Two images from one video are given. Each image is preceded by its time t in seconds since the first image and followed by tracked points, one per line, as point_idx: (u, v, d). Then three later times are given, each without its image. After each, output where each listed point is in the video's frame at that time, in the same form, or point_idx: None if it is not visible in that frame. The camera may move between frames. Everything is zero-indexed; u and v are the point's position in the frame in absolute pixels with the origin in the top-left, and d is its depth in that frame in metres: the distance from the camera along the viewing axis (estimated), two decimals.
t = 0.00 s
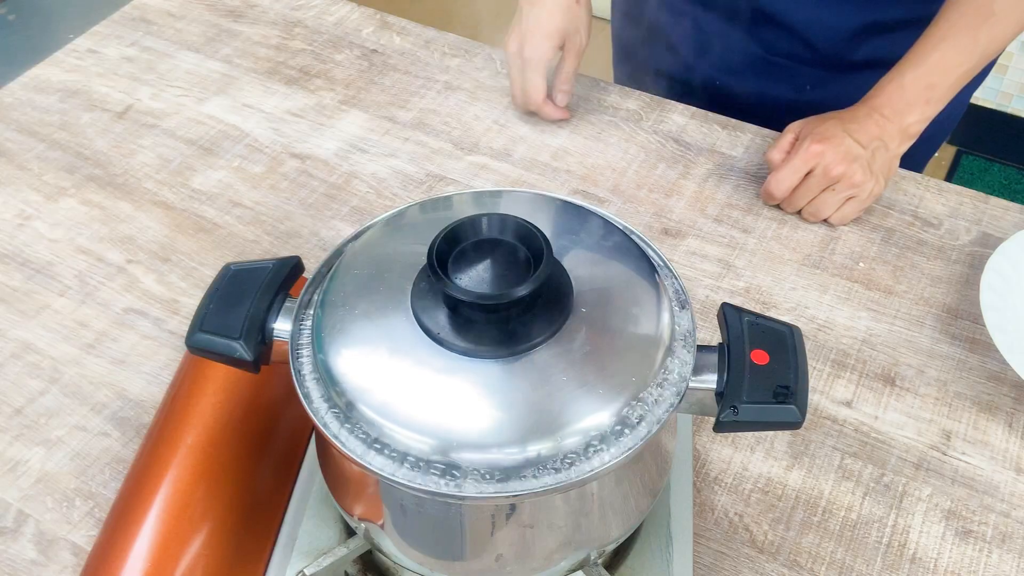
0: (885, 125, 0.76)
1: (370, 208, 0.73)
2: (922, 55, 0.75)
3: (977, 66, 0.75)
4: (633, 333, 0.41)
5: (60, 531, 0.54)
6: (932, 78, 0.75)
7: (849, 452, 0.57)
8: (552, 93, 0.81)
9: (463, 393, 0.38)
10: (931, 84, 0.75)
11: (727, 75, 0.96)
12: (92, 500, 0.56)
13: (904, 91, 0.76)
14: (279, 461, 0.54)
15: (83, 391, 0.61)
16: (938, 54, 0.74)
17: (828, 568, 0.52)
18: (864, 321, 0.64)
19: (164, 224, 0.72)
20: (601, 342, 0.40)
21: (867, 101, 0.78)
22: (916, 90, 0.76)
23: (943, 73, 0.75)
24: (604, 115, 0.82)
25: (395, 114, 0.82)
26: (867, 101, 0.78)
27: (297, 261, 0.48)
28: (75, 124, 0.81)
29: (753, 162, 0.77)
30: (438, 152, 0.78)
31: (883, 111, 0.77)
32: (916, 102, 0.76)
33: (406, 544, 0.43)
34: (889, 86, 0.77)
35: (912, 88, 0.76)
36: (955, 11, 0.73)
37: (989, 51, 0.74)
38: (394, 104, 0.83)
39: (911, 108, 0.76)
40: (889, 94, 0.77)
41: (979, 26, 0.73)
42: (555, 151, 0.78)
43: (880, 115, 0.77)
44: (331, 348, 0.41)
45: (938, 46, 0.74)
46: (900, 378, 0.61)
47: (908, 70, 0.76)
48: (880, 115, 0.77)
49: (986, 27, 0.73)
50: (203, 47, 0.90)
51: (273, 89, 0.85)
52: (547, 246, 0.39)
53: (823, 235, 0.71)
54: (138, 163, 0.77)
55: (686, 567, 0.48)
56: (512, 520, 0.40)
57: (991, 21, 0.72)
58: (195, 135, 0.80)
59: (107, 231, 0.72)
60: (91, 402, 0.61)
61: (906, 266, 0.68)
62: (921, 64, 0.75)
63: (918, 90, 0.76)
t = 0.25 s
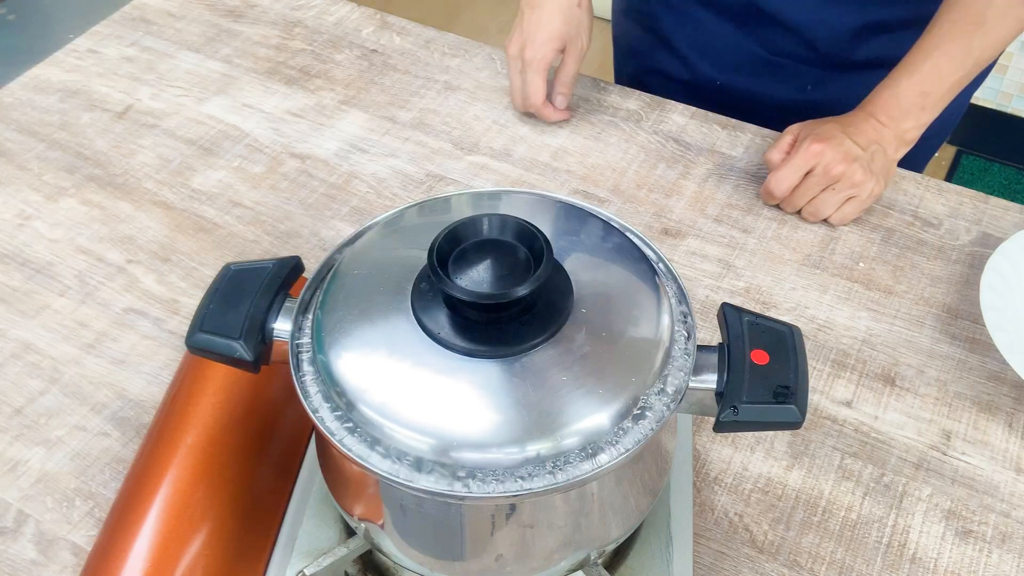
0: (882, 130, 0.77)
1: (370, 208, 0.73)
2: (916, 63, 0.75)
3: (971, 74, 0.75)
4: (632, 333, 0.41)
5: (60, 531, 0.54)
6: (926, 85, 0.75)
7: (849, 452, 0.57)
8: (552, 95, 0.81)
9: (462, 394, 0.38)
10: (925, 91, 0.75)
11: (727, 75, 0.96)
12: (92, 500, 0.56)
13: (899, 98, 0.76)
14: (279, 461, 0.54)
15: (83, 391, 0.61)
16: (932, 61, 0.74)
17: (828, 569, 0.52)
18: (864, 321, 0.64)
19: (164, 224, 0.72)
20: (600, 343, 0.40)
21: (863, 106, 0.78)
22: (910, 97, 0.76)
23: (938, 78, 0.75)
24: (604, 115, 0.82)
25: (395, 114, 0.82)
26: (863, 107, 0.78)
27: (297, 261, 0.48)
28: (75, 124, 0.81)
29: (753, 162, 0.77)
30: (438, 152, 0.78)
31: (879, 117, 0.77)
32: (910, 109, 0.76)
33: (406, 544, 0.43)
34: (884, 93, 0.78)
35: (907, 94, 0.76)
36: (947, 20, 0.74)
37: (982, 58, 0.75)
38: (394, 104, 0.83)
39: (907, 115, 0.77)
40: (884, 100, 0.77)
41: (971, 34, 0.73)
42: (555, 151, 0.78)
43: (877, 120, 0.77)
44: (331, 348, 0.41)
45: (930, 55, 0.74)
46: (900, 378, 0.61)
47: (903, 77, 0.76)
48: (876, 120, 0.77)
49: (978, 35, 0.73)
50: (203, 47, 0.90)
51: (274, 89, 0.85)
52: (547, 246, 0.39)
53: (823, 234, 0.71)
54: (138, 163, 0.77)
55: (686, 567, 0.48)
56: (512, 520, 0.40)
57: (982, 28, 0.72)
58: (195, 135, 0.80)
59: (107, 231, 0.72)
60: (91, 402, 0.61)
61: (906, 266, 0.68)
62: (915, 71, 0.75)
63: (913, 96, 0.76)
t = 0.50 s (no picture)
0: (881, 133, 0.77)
1: (370, 208, 0.73)
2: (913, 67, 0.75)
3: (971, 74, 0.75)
4: (632, 333, 0.41)
5: (60, 531, 0.54)
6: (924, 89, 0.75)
7: (849, 452, 0.57)
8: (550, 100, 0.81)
9: (462, 393, 0.38)
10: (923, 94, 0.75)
11: (727, 76, 0.96)
12: (92, 500, 0.56)
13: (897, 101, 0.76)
14: (279, 461, 0.54)
15: (83, 391, 0.61)
16: (927, 67, 0.74)
17: (828, 569, 0.52)
18: (864, 321, 0.64)
19: (164, 224, 0.72)
20: (601, 343, 0.40)
21: (861, 109, 0.79)
22: (908, 102, 0.76)
23: (937, 81, 0.74)
24: (604, 115, 0.82)
25: (395, 114, 0.82)
26: (861, 110, 0.79)
27: (297, 262, 0.48)
28: (75, 124, 0.81)
29: (753, 162, 0.77)
30: (438, 152, 0.78)
31: (878, 120, 0.77)
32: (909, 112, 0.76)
33: (405, 545, 0.43)
34: (882, 96, 0.78)
35: (904, 99, 0.76)
36: (943, 25, 0.73)
37: (979, 63, 0.74)
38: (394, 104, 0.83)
39: (905, 118, 0.77)
40: (882, 104, 0.77)
41: (967, 40, 0.72)
42: (555, 151, 0.78)
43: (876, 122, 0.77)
44: (331, 348, 0.41)
45: (927, 60, 0.74)
46: (900, 378, 0.61)
47: (900, 82, 0.76)
48: (875, 123, 0.77)
49: (974, 41, 0.72)
50: (203, 47, 0.90)
51: (274, 89, 0.85)
52: (547, 246, 0.39)
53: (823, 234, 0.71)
54: (138, 163, 0.77)
55: (686, 567, 0.48)
56: (512, 520, 0.40)
57: (979, 34, 0.72)
58: (195, 135, 0.80)
59: (107, 231, 0.72)
60: (91, 402, 0.61)
61: (906, 266, 0.68)
62: (912, 76, 0.75)
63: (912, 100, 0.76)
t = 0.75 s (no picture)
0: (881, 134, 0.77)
1: (370, 209, 0.73)
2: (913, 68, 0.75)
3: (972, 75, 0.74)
4: (633, 334, 0.41)
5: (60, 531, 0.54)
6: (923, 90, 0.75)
7: (849, 452, 0.57)
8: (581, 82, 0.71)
9: (462, 393, 0.38)
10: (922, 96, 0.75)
11: (726, 77, 0.96)
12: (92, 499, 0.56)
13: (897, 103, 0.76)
14: (279, 460, 0.54)
15: (83, 391, 0.61)
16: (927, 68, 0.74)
17: (828, 569, 0.52)
18: (863, 322, 0.64)
19: (164, 224, 0.72)
20: (601, 343, 0.40)
21: (861, 110, 0.79)
22: (907, 103, 0.76)
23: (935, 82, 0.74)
24: (604, 115, 0.82)
25: (395, 114, 0.82)
26: (861, 111, 0.79)
27: (297, 262, 0.48)
28: (75, 124, 0.81)
29: (753, 162, 0.77)
30: (437, 152, 0.78)
31: (878, 121, 0.77)
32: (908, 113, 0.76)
33: (405, 543, 0.43)
34: (881, 97, 0.78)
35: (903, 101, 0.76)
36: (943, 25, 0.73)
37: (979, 64, 0.74)
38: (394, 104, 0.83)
39: (904, 119, 0.77)
40: (881, 105, 0.77)
41: (967, 40, 0.72)
42: (556, 151, 0.78)
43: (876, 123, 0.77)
44: (331, 348, 0.41)
45: (926, 60, 0.74)
46: (900, 378, 0.61)
47: (900, 82, 0.76)
48: (875, 124, 0.77)
49: (974, 42, 0.72)
50: (202, 47, 0.90)
51: (273, 89, 0.85)
52: (547, 247, 0.39)
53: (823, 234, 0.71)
54: (138, 163, 0.77)
55: (686, 566, 0.48)
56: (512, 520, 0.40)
57: (978, 34, 0.72)
58: (195, 135, 0.80)
59: (107, 231, 0.72)
60: (91, 402, 0.61)
61: (906, 266, 0.68)
62: (911, 77, 0.75)
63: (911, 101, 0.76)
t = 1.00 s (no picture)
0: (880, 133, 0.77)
1: (370, 209, 0.73)
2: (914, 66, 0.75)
3: (971, 74, 0.74)
4: (633, 333, 0.41)
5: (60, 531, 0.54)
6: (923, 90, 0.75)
7: (850, 452, 0.57)
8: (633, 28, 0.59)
9: (462, 394, 0.38)
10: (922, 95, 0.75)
11: (725, 77, 0.96)
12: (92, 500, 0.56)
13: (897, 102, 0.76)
14: (278, 461, 0.54)
15: (83, 391, 0.61)
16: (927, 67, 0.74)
17: (828, 569, 0.52)
18: (863, 322, 0.64)
19: (164, 224, 0.72)
20: (600, 343, 0.40)
21: (861, 110, 0.79)
22: (907, 103, 0.76)
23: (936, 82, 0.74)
24: (604, 115, 0.82)
25: (395, 114, 0.82)
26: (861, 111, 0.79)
27: (297, 262, 0.48)
28: (75, 124, 0.81)
29: (753, 162, 0.77)
30: (438, 152, 0.78)
31: (878, 122, 0.77)
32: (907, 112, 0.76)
33: (405, 543, 0.43)
34: (881, 97, 0.78)
35: (903, 100, 0.76)
36: (943, 25, 0.73)
37: (979, 64, 0.74)
38: (394, 105, 0.83)
39: (904, 119, 0.77)
40: (881, 104, 0.77)
41: (967, 40, 0.72)
42: (555, 150, 0.78)
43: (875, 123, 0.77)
44: (331, 348, 0.41)
45: (926, 60, 0.74)
46: (900, 378, 0.61)
47: (900, 82, 0.76)
48: (875, 125, 0.77)
49: (973, 41, 0.72)
50: (203, 47, 0.90)
51: (273, 89, 0.85)
52: (547, 247, 0.39)
53: (823, 234, 0.71)
54: (138, 163, 0.77)
55: (686, 566, 0.48)
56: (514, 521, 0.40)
57: (978, 34, 0.72)
58: (195, 135, 0.80)
59: (107, 231, 0.72)
60: (91, 402, 0.61)
61: (906, 266, 0.68)
62: (911, 76, 0.75)
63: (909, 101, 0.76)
